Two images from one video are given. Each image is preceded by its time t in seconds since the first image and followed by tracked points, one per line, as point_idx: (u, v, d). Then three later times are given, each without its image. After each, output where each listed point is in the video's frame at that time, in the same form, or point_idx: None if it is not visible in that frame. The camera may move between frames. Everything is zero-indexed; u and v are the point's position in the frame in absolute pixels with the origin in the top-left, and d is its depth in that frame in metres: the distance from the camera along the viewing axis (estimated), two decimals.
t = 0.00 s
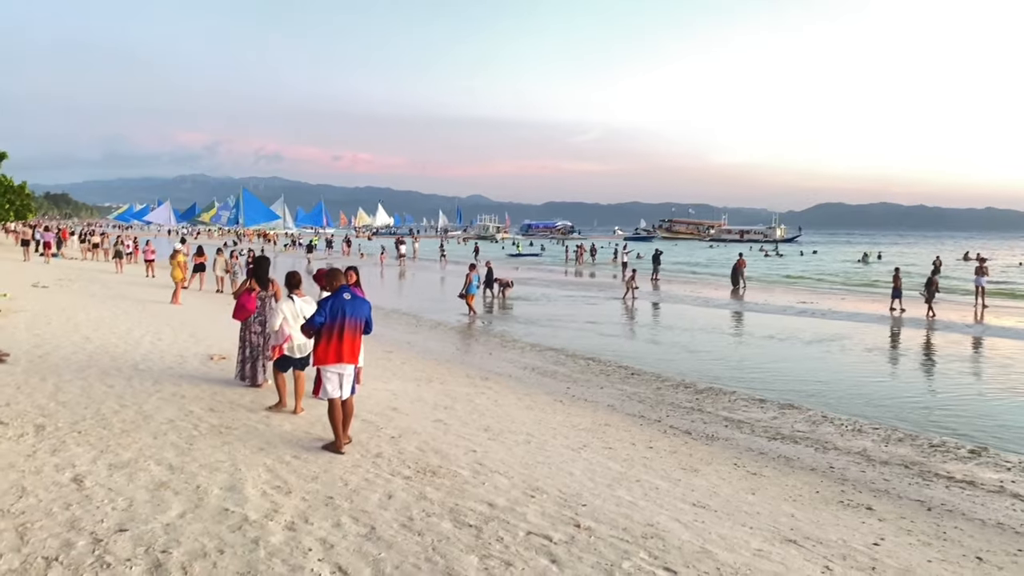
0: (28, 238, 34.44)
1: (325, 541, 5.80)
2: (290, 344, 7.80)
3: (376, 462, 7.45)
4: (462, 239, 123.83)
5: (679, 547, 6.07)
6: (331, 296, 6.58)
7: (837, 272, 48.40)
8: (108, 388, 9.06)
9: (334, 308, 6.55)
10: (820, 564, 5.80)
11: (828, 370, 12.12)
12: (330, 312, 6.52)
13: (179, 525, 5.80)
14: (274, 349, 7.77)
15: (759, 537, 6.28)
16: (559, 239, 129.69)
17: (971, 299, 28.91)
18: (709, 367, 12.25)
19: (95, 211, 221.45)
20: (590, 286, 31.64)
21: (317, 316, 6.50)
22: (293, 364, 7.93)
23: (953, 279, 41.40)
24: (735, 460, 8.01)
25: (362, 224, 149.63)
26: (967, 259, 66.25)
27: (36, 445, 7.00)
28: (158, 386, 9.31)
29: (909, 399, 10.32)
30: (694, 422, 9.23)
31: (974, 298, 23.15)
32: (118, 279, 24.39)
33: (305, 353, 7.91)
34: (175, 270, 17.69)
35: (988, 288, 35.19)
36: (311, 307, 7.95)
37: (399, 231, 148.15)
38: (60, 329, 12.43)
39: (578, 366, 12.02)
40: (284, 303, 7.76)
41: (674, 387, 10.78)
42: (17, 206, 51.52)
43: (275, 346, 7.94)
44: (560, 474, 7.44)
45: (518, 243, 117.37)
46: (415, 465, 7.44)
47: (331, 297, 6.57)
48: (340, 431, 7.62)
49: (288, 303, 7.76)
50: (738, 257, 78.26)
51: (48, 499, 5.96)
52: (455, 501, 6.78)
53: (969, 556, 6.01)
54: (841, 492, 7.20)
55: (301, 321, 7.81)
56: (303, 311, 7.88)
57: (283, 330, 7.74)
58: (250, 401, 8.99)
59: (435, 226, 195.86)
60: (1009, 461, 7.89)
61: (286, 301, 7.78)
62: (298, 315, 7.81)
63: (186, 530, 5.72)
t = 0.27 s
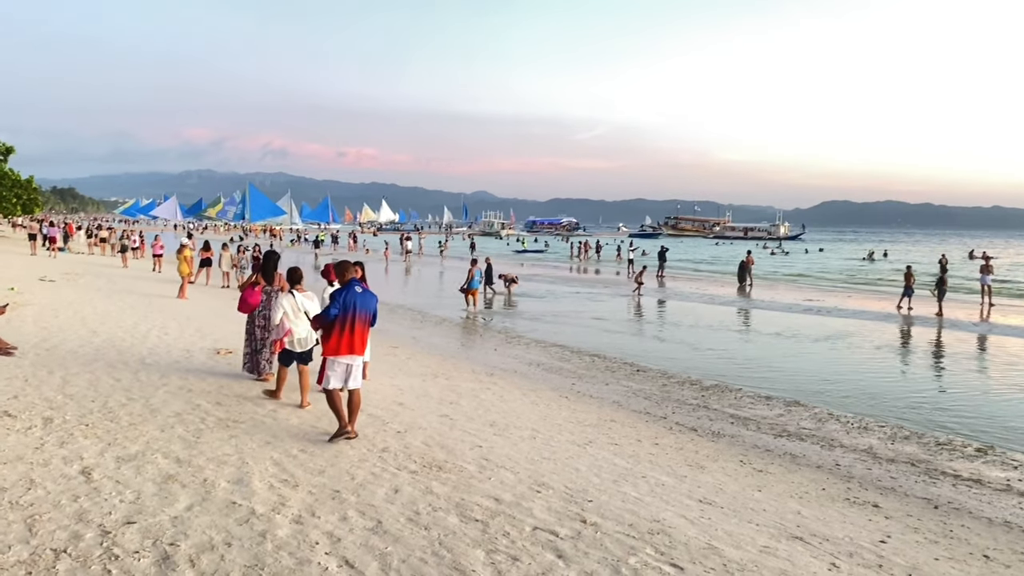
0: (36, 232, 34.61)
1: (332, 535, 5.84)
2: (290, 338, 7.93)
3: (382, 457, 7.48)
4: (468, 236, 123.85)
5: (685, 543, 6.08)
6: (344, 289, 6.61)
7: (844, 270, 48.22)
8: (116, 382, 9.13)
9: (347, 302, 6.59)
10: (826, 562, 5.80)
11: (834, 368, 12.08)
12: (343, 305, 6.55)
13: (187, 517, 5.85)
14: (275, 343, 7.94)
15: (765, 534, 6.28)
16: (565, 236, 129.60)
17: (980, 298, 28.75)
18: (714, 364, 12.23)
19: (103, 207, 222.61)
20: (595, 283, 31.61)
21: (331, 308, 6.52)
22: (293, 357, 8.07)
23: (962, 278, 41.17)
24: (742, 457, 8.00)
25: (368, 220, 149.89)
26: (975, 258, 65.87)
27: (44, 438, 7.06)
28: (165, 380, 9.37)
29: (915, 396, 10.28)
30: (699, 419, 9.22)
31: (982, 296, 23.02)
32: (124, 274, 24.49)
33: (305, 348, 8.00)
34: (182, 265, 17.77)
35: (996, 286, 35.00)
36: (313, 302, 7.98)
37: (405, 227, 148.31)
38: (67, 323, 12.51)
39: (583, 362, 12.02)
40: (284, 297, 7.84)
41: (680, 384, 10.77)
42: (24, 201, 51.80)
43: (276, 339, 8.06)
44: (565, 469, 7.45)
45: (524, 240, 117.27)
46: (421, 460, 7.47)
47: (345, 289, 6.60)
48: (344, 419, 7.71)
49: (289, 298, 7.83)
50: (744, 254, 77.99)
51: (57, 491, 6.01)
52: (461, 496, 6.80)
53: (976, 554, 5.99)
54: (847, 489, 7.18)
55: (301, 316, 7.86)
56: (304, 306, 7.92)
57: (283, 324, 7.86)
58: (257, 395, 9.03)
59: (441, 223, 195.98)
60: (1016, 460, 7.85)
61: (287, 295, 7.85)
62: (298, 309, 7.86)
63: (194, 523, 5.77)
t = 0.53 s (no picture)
0: (39, 229, 34.68)
1: (336, 534, 5.83)
2: (280, 333, 7.85)
3: (385, 456, 7.46)
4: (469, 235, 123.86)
5: (689, 544, 6.06)
6: (348, 285, 6.60)
7: (847, 270, 48.13)
8: (119, 379, 9.13)
9: (351, 298, 6.58)
10: (830, 563, 5.78)
11: (839, 368, 12.04)
12: (348, 301, 6.56)
13: (190, 516, 5.84)
14: (264, 338, 7.84)
15: (769, 534, 6.26)
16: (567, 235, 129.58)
17: (984, 298, 28.67)
18: (718, 364, 12.20)
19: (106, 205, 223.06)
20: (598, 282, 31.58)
21: (336, 303, 6.53)
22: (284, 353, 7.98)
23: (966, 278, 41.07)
24: (745, 457, 7.97)
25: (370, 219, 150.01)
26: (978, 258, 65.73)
27: (47, 435, 7.07)
28: (168, 378, 9.37)
29: (920, 397, 10.24)
30: (702, 419, 9.18)
31: (986, 297, 22.96)
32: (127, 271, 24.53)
33: (295, 344, 7.92)
34: (185, 263, 17.78)
35: (1000, 287, 34.92)
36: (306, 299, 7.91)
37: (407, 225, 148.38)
38: (70, 320, 12.52)
39: (586, 362, 12.00)
40: (276, 293, 7.77)
41: (683, 384, 10.74)
42: (27, 198, 51.92)
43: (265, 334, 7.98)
44: (569, 469, 7.43)
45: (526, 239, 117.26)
46: (425, 459, 7.45)
47: (349, 286, 6.58)
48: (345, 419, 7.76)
49: (281, 293, 7.78)
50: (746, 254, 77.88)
51: (60, 489, 6.01)
52: (465, 495, 6.79)
53: (981, 556, 5.97)
54: (851, 490, 7.15)
55: (293, 312, 7.79)
56: (296, 302, 7.84)
57: (274, 319, 7.78)
58: (260, 393, 9.02)
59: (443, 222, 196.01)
60: (1021, 462, 7.80)
61: (279, 291, 7.77)
62: (289, 305, 7.79)
63: (197, 522, 5.76)
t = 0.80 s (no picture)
0: (38, 228, 34.64)
1: (336, 537, 5.80)
2: (274, 331, 7.81)
3: (385, 457, 7.43)
4: (469, 236, 123.80)
5: (691, 547, 6.03)
6: (337, 287, 6.60)
7: (847, 271, 48.10)
8: (118, 380, 9.09)
9: (341, 299, 6.57)
10: (832, 566, 5.76)
11: (840, 369, 12.00)
12: (337, 301, 6.53)
13: (190, 519, 5.81)
14: (258, 337, 7.79)
15: (771, 537, 6.23)
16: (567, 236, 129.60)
17: (985, 298, 28.65)
18: (718, 365, 12.16)
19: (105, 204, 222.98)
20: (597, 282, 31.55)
21: (326, 305, 6.51)
22: (278, 350, 7.98)
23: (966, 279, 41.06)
24: (746, 459, 7.93)
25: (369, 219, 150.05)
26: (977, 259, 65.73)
27: (46, 436, 7.03)
28: (168, 379, 9.33)
29: (922, 399, 10.19)
30: (703, 420, 9.12)
31: (988, 297, 22.92)
32: (127, 271, 24.50)
33: (288, 341, 7.91)
34: (184, 263, 17.75)
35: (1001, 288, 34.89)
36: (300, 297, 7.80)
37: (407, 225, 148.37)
38: (69, 320, 12.47)
39: (587, 362, 11.95)
40: (270, 291, 7.69)
41: (683, 385, 10.69)
42: (26, 198, 51.88)
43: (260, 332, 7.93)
44: (570, 471, 7.39)
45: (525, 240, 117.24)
46: (425, 461, 7.41)
47: (338, 287, 6.58)
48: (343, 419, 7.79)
49: (274, 292, 7.67)
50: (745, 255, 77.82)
51: (59, 490, 5.98)
52: (465, 497, 6.76)
53: (983, 559, 5.94)
54: (852, 492, 7.10)
55: (287, 310, 7.73)
56: (290, 300, 7.76)
57: (268, 318, 7.73)
58: (260, 393, 8.98)
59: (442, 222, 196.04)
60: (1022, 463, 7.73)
61: (272, 289, 7.69)
62: (282, 304, 7.71)
63: (197, 524, 5.72)
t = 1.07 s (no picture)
0: (29, 228, 34.40)
1: (332, 540, 5.76)
2: (268, 332, 7.70)
3: (381, 459, 7.38)
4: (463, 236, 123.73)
5: (689, 549, 6.02)
6: (318, 286, 6.53)
7: (841, 271, 48.26)
8: (111, 381, 9.02)
9: (322, 298, 6.49)
10: (830, 568, 5.76)
11: (835, 369, 12.00)
12: (318, 301, 6.46)
13: (185, 522, 5.76)
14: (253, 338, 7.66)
15: (768, 539, 6.23)
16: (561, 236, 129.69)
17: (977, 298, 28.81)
18: (713, 365, 12.15)
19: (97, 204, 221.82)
20: (591, 282, 31.58)
21: (306, 304, 6.43)
22: (272, 351, 7.87)
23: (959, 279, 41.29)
24: (742, 459, 7.88)
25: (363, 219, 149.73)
26: (968, 260, 66.13)
27: (39, 439, 6.97)
28: (161, 380, 9.26)
29: (916, 399, 10.20)
30: (698, 420, 9.08)
31: (980, 297, 23.03)
32: (119, 272, 24.36)
33: (283, 341, 7.82)
34: (178, 263, 17.66)
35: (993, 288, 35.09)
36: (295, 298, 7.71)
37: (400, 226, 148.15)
38: (61, 321, 12.38)
39: (582, 363, 11.92)
40: (264, 292, 7.56)
41: (678, 386, 10.67)
42: (18, 198, 51.54)
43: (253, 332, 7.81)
44: (567, 472, 7.36)
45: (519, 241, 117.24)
46: (421, 463, 7.37)
47: (318, 287, 6.51)
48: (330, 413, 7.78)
49: (269, 293, 7.54)
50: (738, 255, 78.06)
51: (52, 494, 5.92)
52: (462, 500, 6.73)
53: (980, 560, 5.95)
54: (848, 493, 7.08)
55: (282, 311, 7.63)
56: (285, 301, 7.65)
57: (262, 318, 7.61)
58: (255, 394, 8.92)
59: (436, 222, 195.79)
60: (1016, 463, 7.69)
61: (267, 290, 7.56)
62: (278, 304, 7.59)
63: (192, 528, 5.68)
